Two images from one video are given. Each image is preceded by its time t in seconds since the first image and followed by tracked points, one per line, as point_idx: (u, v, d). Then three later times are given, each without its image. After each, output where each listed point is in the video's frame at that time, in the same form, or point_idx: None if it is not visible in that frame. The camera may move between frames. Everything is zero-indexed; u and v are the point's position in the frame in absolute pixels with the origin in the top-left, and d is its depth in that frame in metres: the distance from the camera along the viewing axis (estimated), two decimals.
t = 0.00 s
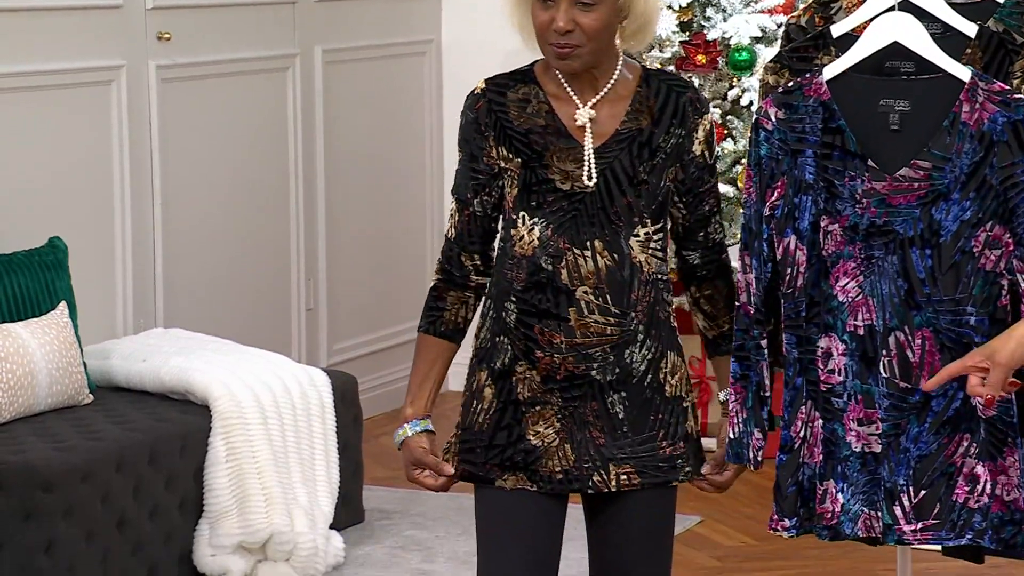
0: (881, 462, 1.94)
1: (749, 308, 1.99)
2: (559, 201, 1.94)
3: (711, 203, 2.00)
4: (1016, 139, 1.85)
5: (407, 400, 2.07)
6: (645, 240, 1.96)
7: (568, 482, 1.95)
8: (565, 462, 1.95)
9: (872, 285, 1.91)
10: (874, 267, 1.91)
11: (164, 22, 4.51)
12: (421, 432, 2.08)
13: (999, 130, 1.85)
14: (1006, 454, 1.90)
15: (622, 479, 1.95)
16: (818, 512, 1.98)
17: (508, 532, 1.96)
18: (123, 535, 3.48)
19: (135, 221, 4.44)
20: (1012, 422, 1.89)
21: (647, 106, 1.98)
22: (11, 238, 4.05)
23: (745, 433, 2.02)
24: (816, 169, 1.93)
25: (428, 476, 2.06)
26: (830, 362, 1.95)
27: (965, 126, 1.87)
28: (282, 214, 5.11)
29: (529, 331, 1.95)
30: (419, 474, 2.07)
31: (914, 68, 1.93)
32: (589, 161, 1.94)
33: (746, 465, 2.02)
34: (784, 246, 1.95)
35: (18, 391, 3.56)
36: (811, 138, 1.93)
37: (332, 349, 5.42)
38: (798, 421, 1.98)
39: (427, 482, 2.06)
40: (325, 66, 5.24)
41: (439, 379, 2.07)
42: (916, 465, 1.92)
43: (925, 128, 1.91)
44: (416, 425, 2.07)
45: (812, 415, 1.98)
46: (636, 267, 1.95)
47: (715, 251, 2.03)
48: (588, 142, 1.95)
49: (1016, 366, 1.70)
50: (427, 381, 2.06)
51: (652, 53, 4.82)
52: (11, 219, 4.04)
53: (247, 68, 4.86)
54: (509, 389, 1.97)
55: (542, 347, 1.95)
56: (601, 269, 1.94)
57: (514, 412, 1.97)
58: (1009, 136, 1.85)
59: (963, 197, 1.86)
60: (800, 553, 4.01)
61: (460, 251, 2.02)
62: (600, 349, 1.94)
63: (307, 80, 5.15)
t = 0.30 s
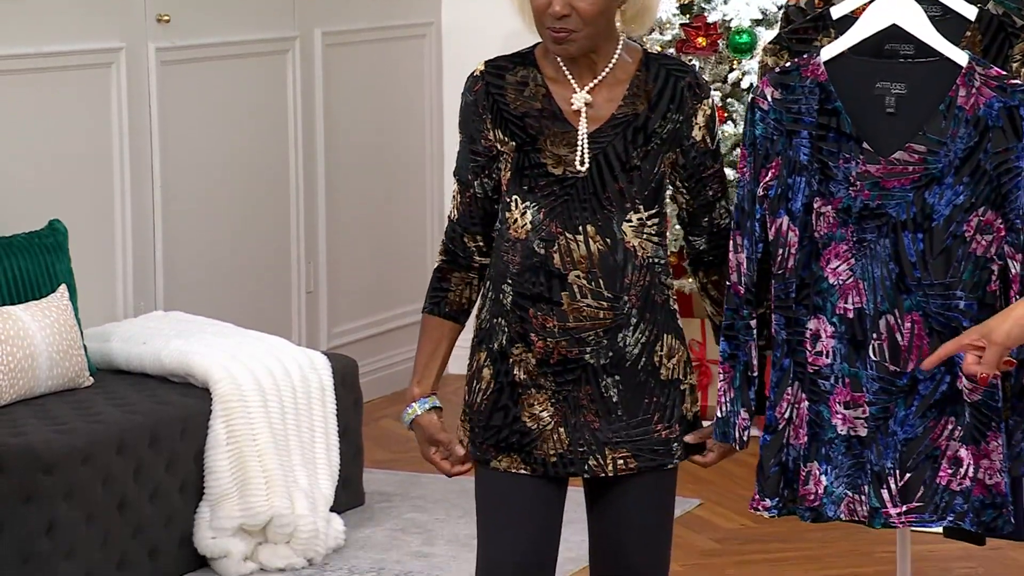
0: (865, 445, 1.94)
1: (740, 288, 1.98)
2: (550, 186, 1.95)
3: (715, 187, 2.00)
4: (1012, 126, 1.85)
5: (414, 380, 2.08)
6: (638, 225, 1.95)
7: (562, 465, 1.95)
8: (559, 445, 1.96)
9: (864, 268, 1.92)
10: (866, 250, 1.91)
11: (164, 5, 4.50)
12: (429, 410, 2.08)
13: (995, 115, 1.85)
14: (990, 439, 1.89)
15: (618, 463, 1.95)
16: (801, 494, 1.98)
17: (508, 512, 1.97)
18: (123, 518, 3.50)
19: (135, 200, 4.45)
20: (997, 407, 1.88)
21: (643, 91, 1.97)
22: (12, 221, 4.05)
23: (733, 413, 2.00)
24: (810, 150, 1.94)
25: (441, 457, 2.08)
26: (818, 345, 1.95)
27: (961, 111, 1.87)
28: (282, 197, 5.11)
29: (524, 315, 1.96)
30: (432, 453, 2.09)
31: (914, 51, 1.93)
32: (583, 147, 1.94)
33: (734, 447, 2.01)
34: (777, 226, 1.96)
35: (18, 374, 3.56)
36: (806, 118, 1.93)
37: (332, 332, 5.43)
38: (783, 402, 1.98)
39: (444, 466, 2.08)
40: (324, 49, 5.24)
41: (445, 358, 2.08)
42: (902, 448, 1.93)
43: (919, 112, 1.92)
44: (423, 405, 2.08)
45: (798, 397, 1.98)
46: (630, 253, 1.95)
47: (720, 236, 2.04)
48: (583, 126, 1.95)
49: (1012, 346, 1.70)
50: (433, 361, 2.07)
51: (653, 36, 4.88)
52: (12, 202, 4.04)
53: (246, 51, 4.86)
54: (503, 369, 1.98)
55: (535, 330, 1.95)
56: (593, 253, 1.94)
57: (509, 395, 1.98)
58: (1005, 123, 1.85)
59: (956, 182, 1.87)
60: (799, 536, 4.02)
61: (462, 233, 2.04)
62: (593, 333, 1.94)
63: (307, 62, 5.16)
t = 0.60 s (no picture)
0: (852, 427, 1.94)
1: (734, 268, 1.98)
2: (552, 170, 1.96)
3: (713, 170, 2.01)
4: (1007, 111, 1.85)
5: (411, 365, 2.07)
6: (642, 208, 1.97)
7: (566, 449, 1.96)
8: (562, 429, 1.96)
9: (856, 251, 1.91)
10: (858, 233, 1.91)
11: None
12: (424, 398, 2.08)
13: (990, 100, 1.85)
14: (972, 423, 1.90)
15: (623, 446, 1.96)
16: (786, 475, 1.98)
17: (509, 499, 1.96)
18: (124, 500, 3.50)
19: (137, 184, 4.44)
20: (981, 391, 1.89)
21: (641, 75, 1.99)
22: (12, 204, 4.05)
23: (725, 393, 1.98)
24: (806, 131, 1.94)
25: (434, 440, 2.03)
26: (807, 326, 1.95)
27: (957, 95, 1.87)
28: (282, 182, 5.11)
29: (527, 300, 1.96)
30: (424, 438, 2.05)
31: (913, 33, 1.93)
32: (584, 130, 1.95)
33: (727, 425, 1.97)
34: (770, 207, 1.96)
35: (18, 356, 3.56)
36: (802, 100, 1.94)
37: (332, 316, 5.44)
38: (771, 382, 1.98)
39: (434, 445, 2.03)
40: (324, 33, 5.25)
41: (442, 343, 2.08)
42: (888, 430, 1.93)
43: (913, 95, 1.91)
44: (421, 391, 2.07)
45: (786, 377, 1.97)
46: (633, 236, 1.96)
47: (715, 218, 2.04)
48: (584, 110, 1.96)
49: (1016, 332, 1.70)
50: (430, 346, 2.07)
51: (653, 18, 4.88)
52: (11, 186, 4.04)
53: (245, 34, 4.85)
54: (506, 356, 1.98)
55: (539, 316, 1.96)
56: (597, 237, 1.95)
57: (511, 380, 1.98)
58: (1000, 107, 1.85)
59: (950, 165, 1.87)
60: (800, 518, 4.02)
61: (461, 220, 2.04)
62: (598, 317, 1.95)
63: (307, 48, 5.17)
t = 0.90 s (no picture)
0: (857, 410, 1.94)
1: (737, 253, 1.96)
2: (558, 154, 1.95)
3: (717, 151, 1.99)
4: (1013, 90, 1.83)
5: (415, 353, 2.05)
6: (647, 191, 1.95)
7: (573, 434, 1.95)
8: (569, 414, 1.95)
9: (861, 233, 1.90)
10: (863, 215, 1.90)
11: None
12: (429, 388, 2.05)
13: (997, 79, 1.84)
14: (980, 405, 1.89)
15: (628, 430, 1.95)
16: (793, 459, 1.97)
17: (516, 486, 1.94)
18: (121, 483, 3.49)
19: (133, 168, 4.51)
20: (988, 372, 1.87)
21: (645, 56, 1.97)
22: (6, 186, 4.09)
23: (729, 379, 1.96)
24: (810, 113, 1.92)
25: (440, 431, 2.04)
26: (815, 309, 1.94)
27: (963, 74, 1.86)
28: (280, 161, 5.22)
29: (532, 286, 1.95)
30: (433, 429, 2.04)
31: (917, 12, 1.91)
32: (587, 114, 1.94)
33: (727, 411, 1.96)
34: (775, 189, 1.93)
35: (14, 339, 3.55)
36: (807, 81, 1.92)
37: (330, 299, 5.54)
38: (777, 366, 1.96)
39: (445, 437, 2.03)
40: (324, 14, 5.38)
41: (445, 330, 2.05)
42: (894, 413, 1.92)
43: (921, 75, 1.89)
44: (426, 380, 2.05)
45: (792, 361, 1.96)
46: (638, 219, 1.95)
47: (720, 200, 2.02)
48: (588, 94, 1.94)
49: (1020, 316, 1.69)
50: (433, 334, 2.04)
51: None
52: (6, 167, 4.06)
53: (240, 12, 4.94)
54: (513, 344, 1.97)
55: (545, 301, 1.95)
56: (603, 221, 1.94)
57: (516, 366, 1.97)
58: (1006, 87, 1.83)
59: (956, 146, 1.85)
60: (801, 502, 4.01)
61: (460, 208, 2.02)
62: (604, 302, 1.95)
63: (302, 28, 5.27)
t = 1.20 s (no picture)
0: (877, 393, 1.91)
1: (749, 240, 1.96)
2: (560, 137, 1.93)
3: (719, 133, 1.97)
4: None
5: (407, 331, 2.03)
6: (651, 173, 1.93)
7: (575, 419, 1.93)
8: (569, 400, 1.93)
9: (876, 216, 1.89)
10: (878, 197, 1.89)
11: None
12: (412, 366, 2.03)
13: (1009, 55, 1.83)
14: (1004, 385, 1.86)
15: (643, 408, 1.93)
16: (815, 446, 1.94)
17: (515, 473, 1.92)
18: (118, 467, 3.48)
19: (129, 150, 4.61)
20: (1011, 352, 1.86)
21: (648, 36, 1.95)
22: None
23: (739, 367, 1.96)
24: (821, 97, 1.91)
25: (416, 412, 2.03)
26: (831, 294, 1.92)
27: (974, 51, 1.84)
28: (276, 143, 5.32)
29: (533, 271, 1.94)
30: (405, 407, 2.04)
31: None
32: (590, 96, 1.92)
33: (738, 400, 1.96)
34: (787, 174, 1.93)
35: (8, 322, 3.55)
36: (816, 63, 1.91)
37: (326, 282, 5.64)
38: (796, 353, 1.95)
39: (415, 415, 2.03)
40: None
41: (439, 314, 2.03)
42: (915, 397, 1.90)
43: (930, 54, 1.87)
44: (409, 359, 2.03)
45: (811, 347, 1.94)
46: (641, 203, 1.93)
47: (726, 182, 2.00)
48: (589, 75, 1.93)
49: None
50: (428, 312, 2.02)
51: None
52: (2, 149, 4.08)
53: None
54: (509, 328, 1.95)
55: (545, 285, 1.93)
56: (606, 204, 1.92)
57: (513, 352, 1.95)
58: (1019, 62, 1.82)
59: (970, 125, 1.84)
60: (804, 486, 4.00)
61: (457, 189, 2.00)
62: (606, 287, 1.93)
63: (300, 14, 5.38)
